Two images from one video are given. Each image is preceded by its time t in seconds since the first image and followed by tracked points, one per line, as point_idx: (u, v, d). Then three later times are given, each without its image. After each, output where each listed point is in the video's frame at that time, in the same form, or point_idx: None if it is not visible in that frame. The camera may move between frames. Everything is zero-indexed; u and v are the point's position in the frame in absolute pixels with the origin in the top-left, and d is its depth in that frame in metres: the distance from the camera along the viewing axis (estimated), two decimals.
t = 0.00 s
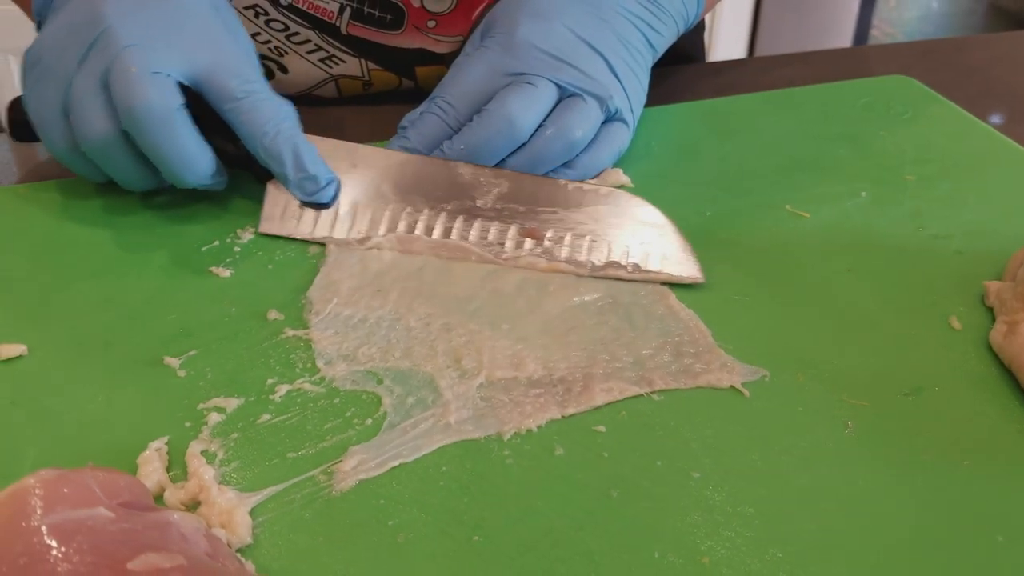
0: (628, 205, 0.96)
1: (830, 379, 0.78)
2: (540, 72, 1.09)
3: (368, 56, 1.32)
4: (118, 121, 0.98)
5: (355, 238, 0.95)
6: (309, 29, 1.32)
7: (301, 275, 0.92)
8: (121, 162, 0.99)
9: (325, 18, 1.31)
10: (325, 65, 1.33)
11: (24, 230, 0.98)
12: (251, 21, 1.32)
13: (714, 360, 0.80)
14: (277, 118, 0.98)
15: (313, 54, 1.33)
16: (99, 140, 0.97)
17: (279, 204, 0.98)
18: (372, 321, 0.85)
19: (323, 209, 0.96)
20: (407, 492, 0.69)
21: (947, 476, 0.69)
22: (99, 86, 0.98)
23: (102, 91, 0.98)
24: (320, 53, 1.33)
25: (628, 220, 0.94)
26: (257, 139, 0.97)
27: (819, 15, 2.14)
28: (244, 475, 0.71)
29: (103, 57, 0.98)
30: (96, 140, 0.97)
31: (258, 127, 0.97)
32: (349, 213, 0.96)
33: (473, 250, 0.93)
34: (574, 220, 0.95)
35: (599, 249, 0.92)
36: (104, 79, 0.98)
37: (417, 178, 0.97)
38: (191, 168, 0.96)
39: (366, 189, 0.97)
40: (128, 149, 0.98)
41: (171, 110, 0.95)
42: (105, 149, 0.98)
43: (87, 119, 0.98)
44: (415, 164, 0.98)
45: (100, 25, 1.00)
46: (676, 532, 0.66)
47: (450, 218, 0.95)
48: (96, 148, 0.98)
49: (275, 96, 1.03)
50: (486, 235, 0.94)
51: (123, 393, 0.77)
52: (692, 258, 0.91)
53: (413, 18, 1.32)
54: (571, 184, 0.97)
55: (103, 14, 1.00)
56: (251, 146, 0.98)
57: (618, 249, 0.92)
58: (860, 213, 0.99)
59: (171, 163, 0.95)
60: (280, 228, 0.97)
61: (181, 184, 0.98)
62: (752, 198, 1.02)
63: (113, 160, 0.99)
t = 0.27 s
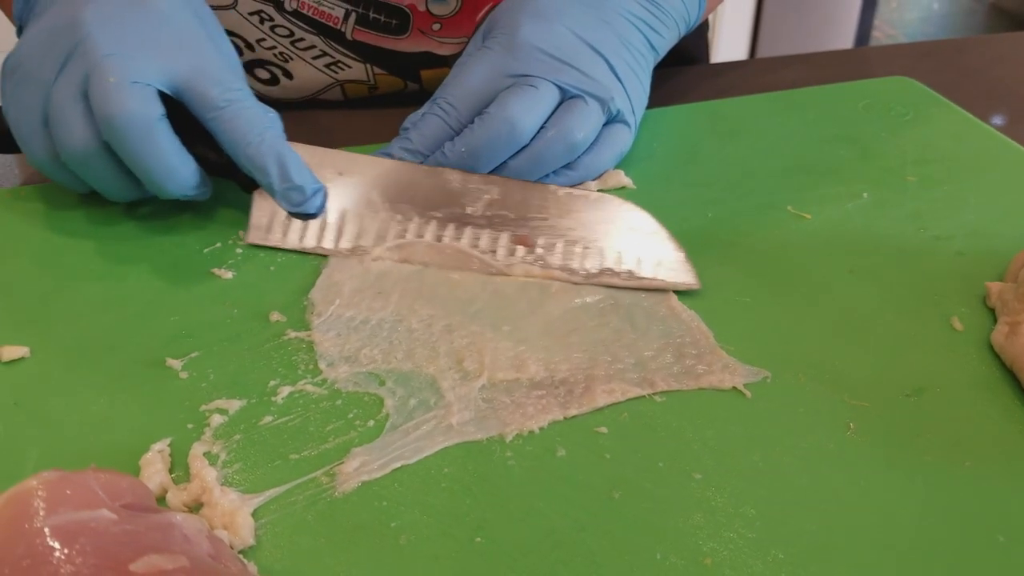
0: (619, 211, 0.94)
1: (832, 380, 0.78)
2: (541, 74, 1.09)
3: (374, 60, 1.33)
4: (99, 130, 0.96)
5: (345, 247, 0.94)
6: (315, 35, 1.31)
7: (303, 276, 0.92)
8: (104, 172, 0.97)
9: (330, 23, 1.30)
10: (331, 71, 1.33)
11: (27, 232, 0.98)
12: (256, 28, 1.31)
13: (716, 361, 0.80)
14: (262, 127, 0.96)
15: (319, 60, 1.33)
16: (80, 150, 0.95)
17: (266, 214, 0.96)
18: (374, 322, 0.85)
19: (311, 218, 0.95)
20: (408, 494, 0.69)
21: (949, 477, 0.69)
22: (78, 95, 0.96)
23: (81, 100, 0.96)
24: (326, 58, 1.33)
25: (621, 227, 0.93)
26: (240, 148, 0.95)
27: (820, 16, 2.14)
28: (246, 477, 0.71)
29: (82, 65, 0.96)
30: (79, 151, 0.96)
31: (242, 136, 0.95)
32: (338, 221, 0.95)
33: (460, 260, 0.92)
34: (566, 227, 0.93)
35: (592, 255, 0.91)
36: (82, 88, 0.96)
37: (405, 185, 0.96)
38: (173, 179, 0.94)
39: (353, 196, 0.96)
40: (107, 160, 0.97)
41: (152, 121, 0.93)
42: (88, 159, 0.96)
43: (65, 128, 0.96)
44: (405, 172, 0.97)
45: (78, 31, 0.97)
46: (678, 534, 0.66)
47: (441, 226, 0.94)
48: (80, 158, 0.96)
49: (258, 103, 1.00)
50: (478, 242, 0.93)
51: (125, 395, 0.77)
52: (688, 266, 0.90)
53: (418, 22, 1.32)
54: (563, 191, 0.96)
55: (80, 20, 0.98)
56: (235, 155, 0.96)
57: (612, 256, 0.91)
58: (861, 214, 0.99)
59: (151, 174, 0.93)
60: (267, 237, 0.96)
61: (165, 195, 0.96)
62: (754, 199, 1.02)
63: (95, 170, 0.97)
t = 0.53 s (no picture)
0: (630, 219, 0.92)
1: (831, 381, 0.78)
2: (540, 75, 1.09)
3: (375, 64, 1.33)
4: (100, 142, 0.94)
5: (352, 260, 0.92)
6: (315, 39, 1.32)
7: (302, 278, 0.92)
8: (105, 185, 0.96)
9: (330, 27, 1.31)
10: (332, 74, 1.33)
11: (26, 234, 0.98)
12: (257, 31, 1.32)
13: (715, 361, 0.80)
14: (263, 136, 0.93)
15: (319, 63, 1.33)
16: (81, 162, 0.94)
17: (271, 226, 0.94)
18: (373, 324, 0.85)
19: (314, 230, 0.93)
20: (407, 495, 0.69)
21: (948, 478, 0.69)
22: (77, 106, 0.95)
23: (80, 111, 0.95)
24: (326, 61, 1.33)
25: (629, 235, 0.91)
26: (243, 159, 0.93)
27: (820, 16, 2.14)
28: (244, 479, 0.71)
29: (82, 76, 0.94)
30: (81, 163, 0.94)
31: (245, 146, 0.93)
32: (344, 235, 0.93)
33: (471, 274, 0.90)
34: (577, 238, 0.91)
35: (602, 268, 0.89)
36: (81, 99, 0.94)
37: (412, 197, 0.93)
38: (175, 191, 0.92)
39: (360, 208, 0.93)
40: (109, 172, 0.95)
41: (153, 131, 0.91)
42: (90, 171, 0.94)
43: (65, 140, 0.94)
44: (411, 184, 0.94)
45: (77, 42, 0.95)
46: (677, 535, 0.66)
47: (450, 238, 0.92)
48: (81, 170, 0.94)
49: (261, 112, 0.98)
50: (487, 254, 0.91)
51: (124, 397, 0.77)
52: (701, 277, 0.88)
53: (418, 26, 1.32)
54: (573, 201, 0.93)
55: (80, 30, 0.96)
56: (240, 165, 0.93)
57: (623, 268, 0.89)
58: (860, 215, 0.99)
59: (153, 185, 0.92)
60: (272, 251, 0.94)
61: (167, 207, 0.95)
62: (753, 200, 1.02)
63: (96, 183, 0.95)
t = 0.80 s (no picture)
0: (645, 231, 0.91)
1: (832, 381, 0.78)
2: (541, 75, 1.09)
3: (375, 65, 1.33)
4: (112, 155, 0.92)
5: (371, 275, 0.90)
6: (315, 40, 1.32)
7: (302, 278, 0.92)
8: (118, 199, 0.93)
9: (330, 28, 1.31)
10: (332, 76, 1.33)
11: (27, 235, 0.98)
12: (256, 33, 1.31)
13: (715, 361, 0.80)
14: (281, 149, 0.91)
15: (319, 65, 1.33)
16: (93, 176, 0.92)
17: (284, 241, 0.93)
18: (373, 324, 0.85)
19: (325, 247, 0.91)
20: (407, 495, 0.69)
21: (948, 478, 0.69)
22: (90, 117, 0.92)
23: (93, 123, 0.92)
24: (326, 63, 1.32)
25: (627, 246, 0.90)
26: (258, 172, 0.91)
27: (820, 16, 2.14)
28: (244, 479, 0.70)
29: (93, 87, 0.92)
30: (92, 176, 0.92)
31: (260, 159, 0.90)
32: (364, 250, 0.91)
33: (491, 285, 0.89)
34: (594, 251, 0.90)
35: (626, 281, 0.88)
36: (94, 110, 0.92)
37: (431, 211, 0.93)
38: (188, 204, 0.90)
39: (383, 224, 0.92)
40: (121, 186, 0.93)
41: (170, 144, 0.88)
42: (101, 184, 0.92)
43: (75, 151, 0.92)
44: (429, 197, 0.94)
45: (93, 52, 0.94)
46: (678, 535, 0.66)
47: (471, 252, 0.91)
48: (90, 183, 0.92)
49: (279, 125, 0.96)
50: (511, 269, 0.90)
51: (125, 397, 0.77)
52: (728, 291, 0.86)
53: (418, 26, 1.32)
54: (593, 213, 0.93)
55: (93, 40, 0.94)
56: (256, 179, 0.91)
57: (645, 280, 0.88)
58: (861, 215, 0.99)
59: (169, 199, 0.89)
60: (289, 268, 0.91)
61: (182, 220, 0.92)
62: (753, 200, 1.02)
63: (109, 196, 0.93)
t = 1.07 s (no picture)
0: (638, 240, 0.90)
1: (832, 381, 0.78)
2: (541, 75, 1.09)
3: (375, 68, 1.33)
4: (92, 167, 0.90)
5: (355, 286, 0.88)
6: (314, 43, 1.32)
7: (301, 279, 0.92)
8: (95, 209, 0.92)
9: (329, 31, 1.31)
10: (331, 79, 1.33)
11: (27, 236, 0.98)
12: (255, 37, 1.31)
13: (714, 361, 0.80)
14: (267, 159, 0.90)
15: (318, 68, 1.33)
16: (73, 188, 0.90)
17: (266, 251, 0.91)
18: (372, 326, 0.85)
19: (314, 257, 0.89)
20: (406, 496, 0.69)
21: (947, 477, 0.69)
22: (72, 128, 0.90)
23: (72, 134, 0.90)
24: (325, 66, 1.32)
25: (601, 252, 0.89)
26: (242, 183, 0.89)
27: (819, 16, 2.14)
28: (243, 480, 0.71)
29: (74, 98, 0.90)
30: (72, 188, 0.90)
31: (246, 170, 0.89)
32: (347, 261, 0.90)
33: (477, 295, 0.87)
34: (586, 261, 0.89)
35: (615, 291, 0.87)
36: (75, 122, 0.90)
37: (421, 220, 0.91)
38: (171, 217, 0.90)
39: (363, 233, 0.91)
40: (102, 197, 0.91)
41: (150, 158, 0.87)
42: (81, 196, 0.91)
43: (54, 163, 0.90)
44: (419, 206, 0.92)
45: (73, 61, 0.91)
46: (677, 535, 0.66)
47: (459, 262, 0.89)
48: (71, 195, 0.91)
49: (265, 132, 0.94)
50: (498, 278, 0.88)
51: (124, 399, 0.77)
52: (719, 302, 0.85)
53: (418, 28, 1.32)
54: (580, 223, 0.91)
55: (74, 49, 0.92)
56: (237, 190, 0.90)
57: (635, 291, 0.86)
58: (860, 215, 0.99)
59: (152, 212, 0.89)
60: (270, 278, 0.90)
61: (164, 232, 0.92)
62: (752, 200, 1.02)
63: (87, 207, 0.92)
